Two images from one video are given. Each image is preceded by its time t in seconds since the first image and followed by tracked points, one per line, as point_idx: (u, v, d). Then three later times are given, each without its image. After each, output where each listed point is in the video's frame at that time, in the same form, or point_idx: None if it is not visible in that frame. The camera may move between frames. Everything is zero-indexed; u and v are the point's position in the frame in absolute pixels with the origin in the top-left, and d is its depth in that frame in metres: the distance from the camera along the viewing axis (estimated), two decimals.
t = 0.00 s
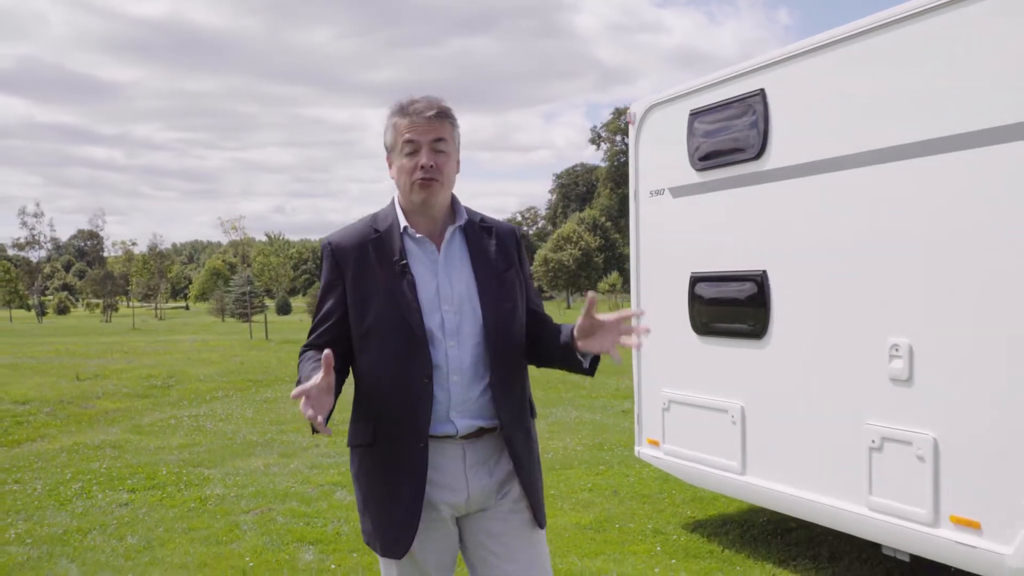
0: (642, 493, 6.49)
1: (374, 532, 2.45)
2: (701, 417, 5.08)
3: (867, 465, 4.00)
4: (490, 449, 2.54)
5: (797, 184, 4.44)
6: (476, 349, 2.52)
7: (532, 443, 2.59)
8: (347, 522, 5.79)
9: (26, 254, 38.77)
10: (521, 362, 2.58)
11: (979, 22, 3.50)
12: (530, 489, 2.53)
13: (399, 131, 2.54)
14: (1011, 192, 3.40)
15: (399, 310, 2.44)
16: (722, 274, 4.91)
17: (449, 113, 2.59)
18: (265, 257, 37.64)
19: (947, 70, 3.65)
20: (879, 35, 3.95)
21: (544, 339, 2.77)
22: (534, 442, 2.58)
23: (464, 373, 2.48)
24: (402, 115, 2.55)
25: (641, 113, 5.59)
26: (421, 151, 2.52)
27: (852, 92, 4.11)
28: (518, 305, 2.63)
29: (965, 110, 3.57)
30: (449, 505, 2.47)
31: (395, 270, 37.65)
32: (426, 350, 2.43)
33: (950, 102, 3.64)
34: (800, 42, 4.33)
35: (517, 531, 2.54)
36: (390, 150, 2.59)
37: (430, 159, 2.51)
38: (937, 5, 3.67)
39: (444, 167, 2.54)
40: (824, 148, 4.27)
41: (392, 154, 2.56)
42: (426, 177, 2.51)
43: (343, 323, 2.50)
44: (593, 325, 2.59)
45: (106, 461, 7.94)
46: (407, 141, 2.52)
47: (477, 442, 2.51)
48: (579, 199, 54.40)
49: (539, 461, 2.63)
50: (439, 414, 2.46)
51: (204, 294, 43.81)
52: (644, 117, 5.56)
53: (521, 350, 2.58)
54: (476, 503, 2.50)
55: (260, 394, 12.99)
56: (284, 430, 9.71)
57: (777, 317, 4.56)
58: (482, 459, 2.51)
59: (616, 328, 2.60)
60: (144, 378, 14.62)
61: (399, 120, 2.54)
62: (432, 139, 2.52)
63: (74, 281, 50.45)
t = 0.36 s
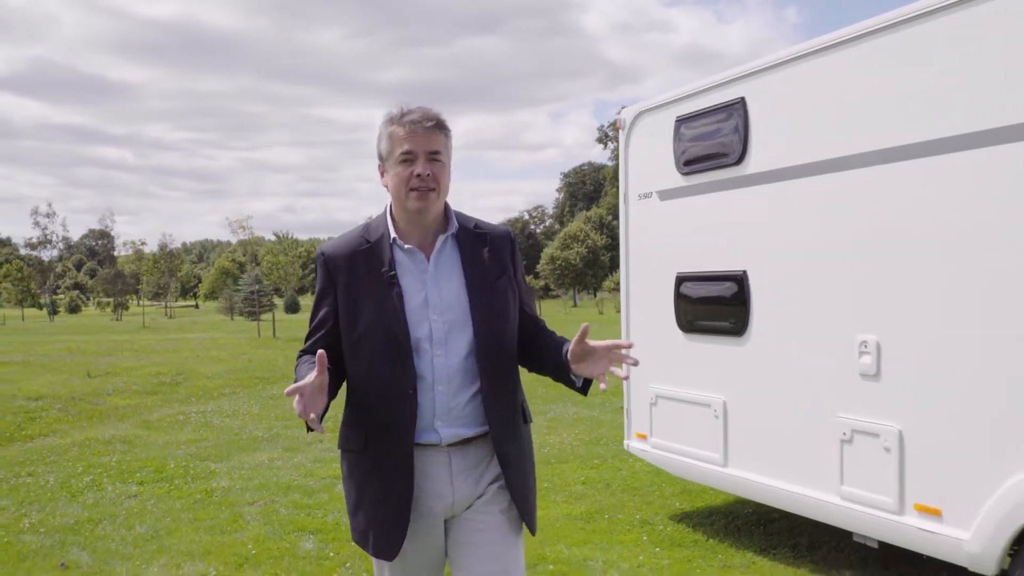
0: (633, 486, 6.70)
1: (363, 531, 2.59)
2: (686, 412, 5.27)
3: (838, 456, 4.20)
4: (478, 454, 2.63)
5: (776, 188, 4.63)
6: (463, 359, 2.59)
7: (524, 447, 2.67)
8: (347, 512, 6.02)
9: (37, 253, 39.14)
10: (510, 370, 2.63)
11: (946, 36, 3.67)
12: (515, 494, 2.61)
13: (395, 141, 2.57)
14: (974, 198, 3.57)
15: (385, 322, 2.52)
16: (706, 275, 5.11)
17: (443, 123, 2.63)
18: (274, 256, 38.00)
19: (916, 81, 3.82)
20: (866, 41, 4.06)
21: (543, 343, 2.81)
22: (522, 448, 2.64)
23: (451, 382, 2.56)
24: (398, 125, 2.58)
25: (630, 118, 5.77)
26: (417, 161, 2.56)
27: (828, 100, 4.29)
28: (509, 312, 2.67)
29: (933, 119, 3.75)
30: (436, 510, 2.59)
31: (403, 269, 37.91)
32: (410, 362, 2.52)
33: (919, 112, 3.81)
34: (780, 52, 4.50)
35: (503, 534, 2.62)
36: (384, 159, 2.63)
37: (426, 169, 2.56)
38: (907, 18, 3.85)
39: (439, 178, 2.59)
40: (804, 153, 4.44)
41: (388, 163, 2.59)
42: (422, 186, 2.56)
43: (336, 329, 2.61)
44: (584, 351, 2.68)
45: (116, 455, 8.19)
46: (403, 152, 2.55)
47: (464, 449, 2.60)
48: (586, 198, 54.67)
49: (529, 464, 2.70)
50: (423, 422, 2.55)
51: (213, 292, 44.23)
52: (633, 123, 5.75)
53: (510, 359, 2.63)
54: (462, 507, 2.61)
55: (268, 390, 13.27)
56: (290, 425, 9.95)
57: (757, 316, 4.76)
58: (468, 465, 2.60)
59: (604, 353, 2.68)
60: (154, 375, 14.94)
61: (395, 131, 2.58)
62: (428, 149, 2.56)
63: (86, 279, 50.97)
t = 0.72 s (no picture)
0: (628, 479, 6.90)
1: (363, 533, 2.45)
2: (674, 407, 5.46)
3: (813, 448, 4.39)
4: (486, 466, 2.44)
5: (759, 190, 4.80)
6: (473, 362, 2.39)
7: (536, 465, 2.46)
8: (349, 503, 6.24)
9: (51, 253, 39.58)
10: (521, 377, 2.43)
11: (924, 43, 3.83)
12: (517, 510, 2.40)
13: (421, 134, 2.42)
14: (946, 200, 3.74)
15: (391, 317, 2.38)
16: (692, 275, 5.30)
17: (471, 120, 2.48)
18: (285, 257, 38.37)
19: (895, 86, 3.99)
20: (847, 49, 4.21)
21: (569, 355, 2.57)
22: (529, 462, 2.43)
23: (459, 387, 2.38)
24: (424, 117, 2.43)
25: (621, 122, 5.97)
26: (441, 155, 2.39)
27: (811, 105, 4.45)
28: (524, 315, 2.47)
29: (911, 123, 3.91)
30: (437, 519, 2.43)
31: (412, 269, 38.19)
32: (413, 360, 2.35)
33: (897, 116, 3.97)
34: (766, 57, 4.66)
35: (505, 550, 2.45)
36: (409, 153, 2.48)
37: (451, 163, 2.39)
38: (886, 25, 4.00)
39: (463, 174, 2.42)
40: (790, 157, 4.59)
41: (412, 158, 2.43)
42: (446, 181, 2.39)
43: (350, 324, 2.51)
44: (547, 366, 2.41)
45: (128, 449, 8.44)
46: (427, 147, 2.40)
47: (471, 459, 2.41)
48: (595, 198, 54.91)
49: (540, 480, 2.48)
50: (427, 425, 2.38)
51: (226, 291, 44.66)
52: (626, 126, 5.94)
53: (524, 365, 2.43)
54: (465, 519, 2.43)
55: (277, 387, 13.54)
56: (297, 421, 10.18)
57: (741, 314, 4.94)
58: (473, 475, 2.42)
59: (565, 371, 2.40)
60: (165, 372, 15.25)
61: (421, 124, 2.42)
62: (453, 143, 2.40)
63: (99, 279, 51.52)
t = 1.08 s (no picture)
0: (624, 474, 7.09)
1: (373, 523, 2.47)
2: (665, 402, 5.65)
3: (793, 441, 4.57)
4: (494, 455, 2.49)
5: (743, 192, 4.97)
6: (482, 353, 2.45)
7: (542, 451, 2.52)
8: (353, 495, 6.45)
9: (67, 253, 40.02)
10: (528, 368, 2.49)
11: (901, 51, 3.98)
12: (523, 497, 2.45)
13: (434, 126, 2.48)
14: (917, 204, 3.91)
15: (404, 308, 2.44)
16: (682, 274, 5.48)
17: (481, 114, 2.55)
18: (298, 257, 38.74)
19: (874, 93, 4.13)
20: (835, 53, 4.34)
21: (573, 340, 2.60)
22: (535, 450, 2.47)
23: (470, 375, 2.43)
24: (438, 110, 2.50)
25: (616, 126, 6.15)
26: (458, 145, 2.45)
27: (794, 111, 4.61)
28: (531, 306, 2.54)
29: (888, 130, 4.06)
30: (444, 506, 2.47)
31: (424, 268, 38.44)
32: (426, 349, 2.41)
33: (873, 122, 4.14)
34: (753, 63, 4.80)
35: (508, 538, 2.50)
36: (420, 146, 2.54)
37: (467, 154, 2.46)
38: (867, 32, 4.14)
39: (478, 166, 2.48)
40: (778, 160, 4.73)
41: (426, 149, 2.48)
42: (462, 170, 2.45)
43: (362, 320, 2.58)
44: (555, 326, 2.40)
45: (140, 444, 8.68)
46: (443, 137, 2.45)
47: (479, 449, 2.46)
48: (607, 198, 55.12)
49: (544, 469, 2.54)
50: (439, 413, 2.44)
51: (241, 291, 45.10)
52: (620, 130, 6.11)
53: (532, 355, 2.49)
54: (470, 509, 2.48)
55: (288, 385, 13.80)
56: (306, 417, 10.41)
57: (727, 312, 5.11)
58: (481, 464, 2.46)
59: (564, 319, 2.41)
60: (179, 370, 15.55)
61: (434, 117, 2.49)
62: (468, 135, 2.47)
63: (116, 278, 52.11)
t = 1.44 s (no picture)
0: (623, 468, 7.27)
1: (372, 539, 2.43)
2: (659, 398, 5.82)
3: (777, 435, 4.75)
4: (492, 466, 2.51)
5: (732, 195, 5.14)
6: (480, 366, 2.45)
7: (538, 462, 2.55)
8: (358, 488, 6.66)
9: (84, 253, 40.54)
10: (524, 379, 2.51)
11: (880, 59, 4.14)
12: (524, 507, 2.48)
13: (433, 136, 2.46)
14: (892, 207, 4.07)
15: (403, 322, 2.40)
16: (676, 274, 5.65)
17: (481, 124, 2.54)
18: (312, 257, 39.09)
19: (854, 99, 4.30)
20: (818, 60, 4.51)
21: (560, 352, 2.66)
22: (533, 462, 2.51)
23: (469, 388, 2.43)
24: (437, 119, 2.48)
25: (613, 130, 6.32)
26: (457, 158, 2.44)
27: (780, 116, 4.77)
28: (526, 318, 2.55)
29: (867, 135, 4.22)
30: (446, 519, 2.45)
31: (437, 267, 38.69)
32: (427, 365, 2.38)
33: (851, 129, 4.31)
34: (741, 69, 4.97)
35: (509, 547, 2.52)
36: (417, 154, 2.51)
37: (465, 166, 2.45)
38: (848, 41, 4.31)
39: (474, 178, 2.47)
40: (764, 164, 4.90)
41: (424, 158, 2.46)
42: (461, 183, 2.44)
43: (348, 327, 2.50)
44: (583, 352, 2.50)
45: (154, 439, 8.93)
46: (442, 148, 2.44)
47: (480, 460, 2.47)
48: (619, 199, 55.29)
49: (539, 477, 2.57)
50: (439, 428, 2.42)
51: (256, 290, 45.51)
52: (616, 134, 6.29)
53: (527, 367, 2.51)
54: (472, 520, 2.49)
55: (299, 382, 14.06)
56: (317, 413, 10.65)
57: (717, 311, 5.28)
58: (482, 475, 2.47)
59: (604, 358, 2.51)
60: (193, 367, 15.85)
61: (433, 127, 2.47)
62: (468, 146, 2.46)
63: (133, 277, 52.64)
